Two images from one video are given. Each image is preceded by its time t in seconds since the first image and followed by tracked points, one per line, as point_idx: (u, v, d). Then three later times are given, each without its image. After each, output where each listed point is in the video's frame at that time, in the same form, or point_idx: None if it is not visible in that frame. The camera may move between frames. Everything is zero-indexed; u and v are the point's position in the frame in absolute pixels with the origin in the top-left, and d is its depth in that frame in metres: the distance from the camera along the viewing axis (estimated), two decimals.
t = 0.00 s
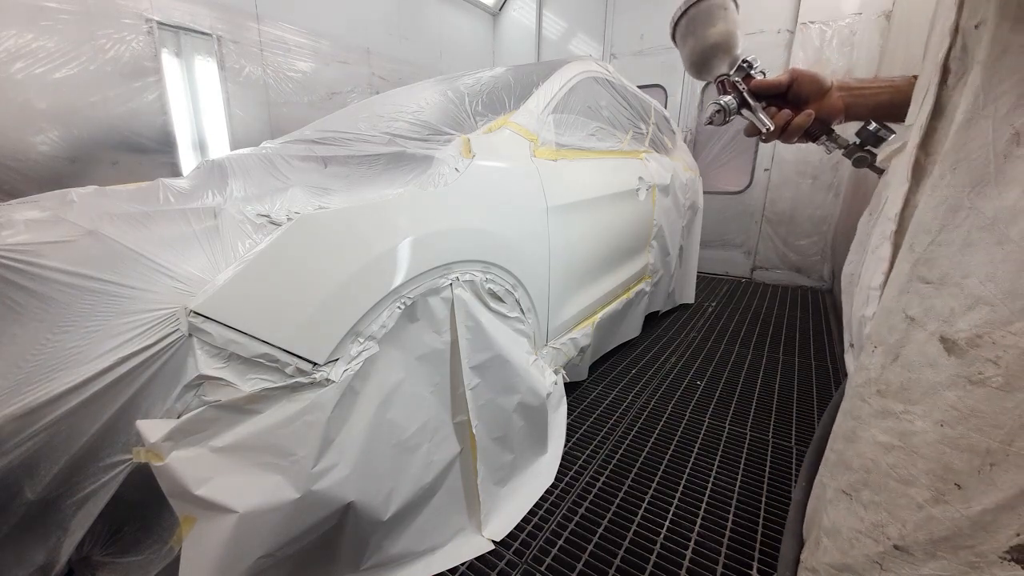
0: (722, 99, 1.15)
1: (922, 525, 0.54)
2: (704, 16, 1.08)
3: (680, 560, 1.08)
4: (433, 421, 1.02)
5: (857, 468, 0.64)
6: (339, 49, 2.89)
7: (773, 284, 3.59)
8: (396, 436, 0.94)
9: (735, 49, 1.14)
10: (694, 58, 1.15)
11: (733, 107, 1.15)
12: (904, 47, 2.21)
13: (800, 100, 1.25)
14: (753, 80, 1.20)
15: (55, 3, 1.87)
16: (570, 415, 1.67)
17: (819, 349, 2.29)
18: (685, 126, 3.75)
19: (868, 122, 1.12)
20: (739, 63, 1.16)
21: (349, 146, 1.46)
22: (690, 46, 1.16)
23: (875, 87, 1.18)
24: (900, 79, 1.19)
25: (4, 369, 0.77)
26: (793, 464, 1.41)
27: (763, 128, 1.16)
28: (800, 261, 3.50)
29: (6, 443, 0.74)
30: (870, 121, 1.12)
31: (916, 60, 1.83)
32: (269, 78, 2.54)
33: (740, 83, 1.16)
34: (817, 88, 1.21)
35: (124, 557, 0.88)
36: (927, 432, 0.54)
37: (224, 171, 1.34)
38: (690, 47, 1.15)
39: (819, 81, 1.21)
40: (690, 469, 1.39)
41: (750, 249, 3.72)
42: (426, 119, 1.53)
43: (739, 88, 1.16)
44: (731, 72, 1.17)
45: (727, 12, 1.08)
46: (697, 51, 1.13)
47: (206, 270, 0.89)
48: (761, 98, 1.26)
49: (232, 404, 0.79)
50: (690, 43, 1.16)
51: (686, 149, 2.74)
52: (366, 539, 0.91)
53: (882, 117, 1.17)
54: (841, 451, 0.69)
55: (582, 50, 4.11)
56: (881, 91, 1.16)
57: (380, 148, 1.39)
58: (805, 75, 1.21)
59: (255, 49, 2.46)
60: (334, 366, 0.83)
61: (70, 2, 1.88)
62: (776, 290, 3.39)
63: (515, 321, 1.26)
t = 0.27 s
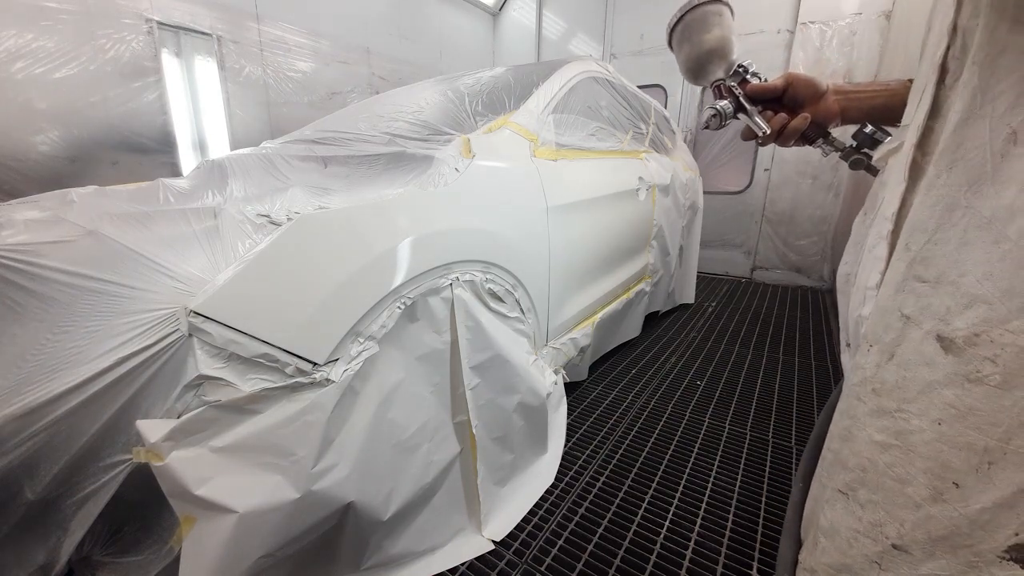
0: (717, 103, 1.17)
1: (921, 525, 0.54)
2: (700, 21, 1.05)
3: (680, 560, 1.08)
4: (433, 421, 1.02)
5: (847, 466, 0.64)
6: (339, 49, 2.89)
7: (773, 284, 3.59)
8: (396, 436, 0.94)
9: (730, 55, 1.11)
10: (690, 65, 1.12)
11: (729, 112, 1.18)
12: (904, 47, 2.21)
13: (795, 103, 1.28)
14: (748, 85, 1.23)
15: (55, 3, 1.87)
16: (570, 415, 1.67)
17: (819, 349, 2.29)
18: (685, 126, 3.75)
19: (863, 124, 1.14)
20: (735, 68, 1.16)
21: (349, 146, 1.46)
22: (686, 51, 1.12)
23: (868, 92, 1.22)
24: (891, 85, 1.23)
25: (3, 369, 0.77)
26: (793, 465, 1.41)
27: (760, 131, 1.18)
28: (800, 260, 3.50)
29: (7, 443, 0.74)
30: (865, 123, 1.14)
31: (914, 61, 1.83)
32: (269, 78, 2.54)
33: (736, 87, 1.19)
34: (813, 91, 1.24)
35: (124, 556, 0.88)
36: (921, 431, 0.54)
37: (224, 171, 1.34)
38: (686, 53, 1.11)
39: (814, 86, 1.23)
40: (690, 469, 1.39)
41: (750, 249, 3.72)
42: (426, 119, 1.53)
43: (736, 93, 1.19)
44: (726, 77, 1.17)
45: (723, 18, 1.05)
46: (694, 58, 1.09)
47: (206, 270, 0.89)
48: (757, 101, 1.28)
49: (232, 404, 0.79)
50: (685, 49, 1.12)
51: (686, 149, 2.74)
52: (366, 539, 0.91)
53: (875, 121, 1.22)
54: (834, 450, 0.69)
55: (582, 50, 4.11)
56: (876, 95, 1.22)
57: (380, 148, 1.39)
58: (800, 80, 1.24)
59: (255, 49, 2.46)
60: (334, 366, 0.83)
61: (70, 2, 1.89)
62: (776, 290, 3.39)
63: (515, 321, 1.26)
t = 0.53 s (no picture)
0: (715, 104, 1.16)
1: (930, 530, 0.54)
2: (697, 21, 1.05)
3: (680, 560, 1.08)
4: (433, 421, 1.02)
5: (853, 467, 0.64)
6: (339, 49, 2.88)
7: (773, 284, 3.59)
8: (396, 436, 0.94)
9: (727, 56, 1.11)
10: (687, 65, 1.12)
11: (727, 112, 1.15)
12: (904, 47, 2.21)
13: (791, 104, 1.30)
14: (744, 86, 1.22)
15: (55, 3, 1.87)
16: (570, 415, 1.67)
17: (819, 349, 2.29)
18: (685, 126, 3.75)
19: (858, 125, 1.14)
20: (731, 69, 1.16)
21: (349, 146, 1.47)
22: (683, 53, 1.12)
23: (864, 93, 1.25)
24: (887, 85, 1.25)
25: (4, 369, 0.77)
26: (793, 465, 1.41)
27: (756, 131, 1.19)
28: (800, 260, 3.50)
29: (7, 442, 0.74)
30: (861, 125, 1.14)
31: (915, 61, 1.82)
32: (269, 78, 2.54)
33: (732, 88, 1.17)
34: (809, 92, 1.27)
35: (124, 556, 0.88)
36: (932, 434, 0.54)
37: (224, 171, 1.34)
38: (683, 54, 1.11)
39: (809, 87, 1.26)
40: (690, 469, 1.39)
41: (750, 249, 3.72)
42: (426, 119, 1.53)
43: (732, 94, 1.17)
44: (723, 78, 1.16)
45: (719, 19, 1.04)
46: (691, 59, 1.09)
47: (206, 270, 0.89)
48: (754, 103, 1.30)
49: (232, 404, 0.79)
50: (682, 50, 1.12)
51: (686, 149, 2.74)
52: (367, 539, 0.91)
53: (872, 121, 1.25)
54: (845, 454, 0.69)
55: (582, 50, 4.11)
56: (872, 95, 1.24)
57: (380, 148, 1.39)
58: (796, 81, 1.26)
59: (255, 49, 2.46)
60: (334, 366, 0.83)
61: (70, 2, 1.89)
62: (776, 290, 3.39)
63: (515, 321, 1.26)
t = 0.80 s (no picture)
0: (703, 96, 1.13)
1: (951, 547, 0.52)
2: (683, 17, 1.07)
3: (680, 560, 1.08)
4: (433, 421, 1.02)
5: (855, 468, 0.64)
6: (340, 49, 2.88)
7: (773, 284, 3.59)
8: (396, 436, 0.94)
9: (715, 50, 1.12)
10: (675, 60, 1.13)
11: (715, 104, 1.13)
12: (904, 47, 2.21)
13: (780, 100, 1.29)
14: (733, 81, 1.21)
15: (55, 3, 1.87)
16: (571, 415, 1.67)
17: (819, 349, 2.29)
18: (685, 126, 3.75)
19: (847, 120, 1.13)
20: (719, 64, 1.15)
21: (349, 146, 1.47)
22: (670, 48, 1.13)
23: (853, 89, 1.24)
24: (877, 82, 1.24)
25: (3, 369, 0.77)
26: (793, 465, 1.41)
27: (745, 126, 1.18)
28: (800, 260, 3.50)
29: (6, 443, 0.74)
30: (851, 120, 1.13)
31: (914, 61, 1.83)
32: (269, 78, 2.54)
33: (721, 82, 1.15)
34: (797, 88, 1.26)
35: (124, 556, 0.88)
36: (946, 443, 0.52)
37: (224, 171, 1.34)
38: (671, 50, 1.13)
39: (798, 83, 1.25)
40: (690, 469, 1.39)
41: (750, 249, 3.72)
42: (426, 119, 1.53)
43: (721, 88, 1.15)
44: (712, 72, 1.15)
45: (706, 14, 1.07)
46: (678, 54, 1.11)
47: (206, 270, 0.89)
48: (742, 97, 1.32)
49: (232, 404, 0.79)
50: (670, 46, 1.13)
51: (686, 149, 2.74)
52: (366, 539, 0.91)
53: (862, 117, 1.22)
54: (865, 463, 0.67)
55: (582, 50, 4.11)
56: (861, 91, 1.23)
57: (380, 148, 1.39)
58: (784, 77, 1.26)
59: (255, 49, 2.46)
60: (334, 366, 0.83)
61: (70, 2, 1.89)
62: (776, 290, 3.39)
63: (515, 321, 1.26)
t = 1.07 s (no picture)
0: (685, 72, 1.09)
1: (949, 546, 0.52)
2: None
3: (680, 560, 1.08)
4: (433, 421, 1.02)
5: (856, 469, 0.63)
6: (339, 48, 2.88)
7: (773, 284, 3.59)
8: (395, 436, 0.94)
9: (701, 24, 1.09)
10: (659, 35, 1.11)
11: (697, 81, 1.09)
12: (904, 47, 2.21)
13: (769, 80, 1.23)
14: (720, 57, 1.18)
15: (55, 3, 1.87)
16: (570, 415, 1.67)
17: (819, 349, 2.29)
18: (685, 125, 3.75)
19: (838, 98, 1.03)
20: (705, 39, 1.13)
21: (349, 146, 1.47)
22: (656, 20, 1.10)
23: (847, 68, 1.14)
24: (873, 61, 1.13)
25: (3, 370, 0.77)
26: (793, 465, 1.41)
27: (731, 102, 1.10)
28: (800, 260, 3.50)
29: (7, 443, 0.74)
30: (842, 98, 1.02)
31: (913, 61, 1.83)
32: (269, 78, 2.54)
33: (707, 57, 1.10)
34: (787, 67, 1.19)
35: (124, 556, 0.88)
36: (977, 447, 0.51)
37: (224, 170, 1.34)
38: (657, 22, 1.09)
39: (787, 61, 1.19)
40: (690, 469, 1.39)
41: (750, 249, 3.72)
42: (426, 119, 1.53)
43: (704, 64, 1.11)
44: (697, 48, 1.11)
45: None
46: (662, 26, 1.08)
47: (206, 270, 0.89)
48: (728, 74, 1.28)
49: (232, 404, 0.79)
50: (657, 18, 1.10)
51: (686, 149, 2.74)
52: (366, 539, 0.91)
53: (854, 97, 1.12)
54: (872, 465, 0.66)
55: (582, 50, 4.11)
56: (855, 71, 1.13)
57: (380, 148, 1.39)
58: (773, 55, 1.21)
59: (255, 49, 2.46)
60: (334, 366, 0.83)
61: (70, 2, 1.88)
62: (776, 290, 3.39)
63: (515, 321, 1.26)
